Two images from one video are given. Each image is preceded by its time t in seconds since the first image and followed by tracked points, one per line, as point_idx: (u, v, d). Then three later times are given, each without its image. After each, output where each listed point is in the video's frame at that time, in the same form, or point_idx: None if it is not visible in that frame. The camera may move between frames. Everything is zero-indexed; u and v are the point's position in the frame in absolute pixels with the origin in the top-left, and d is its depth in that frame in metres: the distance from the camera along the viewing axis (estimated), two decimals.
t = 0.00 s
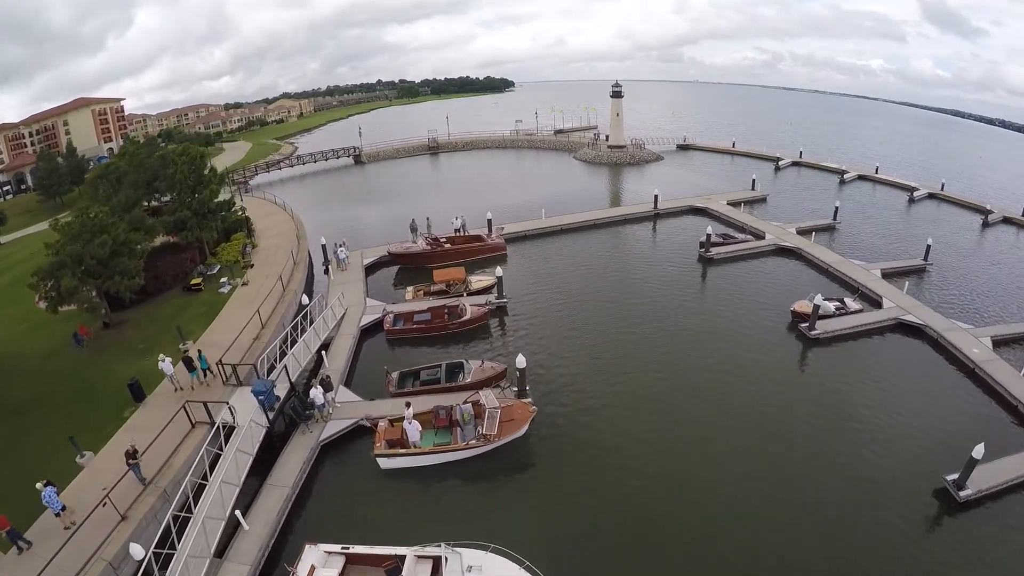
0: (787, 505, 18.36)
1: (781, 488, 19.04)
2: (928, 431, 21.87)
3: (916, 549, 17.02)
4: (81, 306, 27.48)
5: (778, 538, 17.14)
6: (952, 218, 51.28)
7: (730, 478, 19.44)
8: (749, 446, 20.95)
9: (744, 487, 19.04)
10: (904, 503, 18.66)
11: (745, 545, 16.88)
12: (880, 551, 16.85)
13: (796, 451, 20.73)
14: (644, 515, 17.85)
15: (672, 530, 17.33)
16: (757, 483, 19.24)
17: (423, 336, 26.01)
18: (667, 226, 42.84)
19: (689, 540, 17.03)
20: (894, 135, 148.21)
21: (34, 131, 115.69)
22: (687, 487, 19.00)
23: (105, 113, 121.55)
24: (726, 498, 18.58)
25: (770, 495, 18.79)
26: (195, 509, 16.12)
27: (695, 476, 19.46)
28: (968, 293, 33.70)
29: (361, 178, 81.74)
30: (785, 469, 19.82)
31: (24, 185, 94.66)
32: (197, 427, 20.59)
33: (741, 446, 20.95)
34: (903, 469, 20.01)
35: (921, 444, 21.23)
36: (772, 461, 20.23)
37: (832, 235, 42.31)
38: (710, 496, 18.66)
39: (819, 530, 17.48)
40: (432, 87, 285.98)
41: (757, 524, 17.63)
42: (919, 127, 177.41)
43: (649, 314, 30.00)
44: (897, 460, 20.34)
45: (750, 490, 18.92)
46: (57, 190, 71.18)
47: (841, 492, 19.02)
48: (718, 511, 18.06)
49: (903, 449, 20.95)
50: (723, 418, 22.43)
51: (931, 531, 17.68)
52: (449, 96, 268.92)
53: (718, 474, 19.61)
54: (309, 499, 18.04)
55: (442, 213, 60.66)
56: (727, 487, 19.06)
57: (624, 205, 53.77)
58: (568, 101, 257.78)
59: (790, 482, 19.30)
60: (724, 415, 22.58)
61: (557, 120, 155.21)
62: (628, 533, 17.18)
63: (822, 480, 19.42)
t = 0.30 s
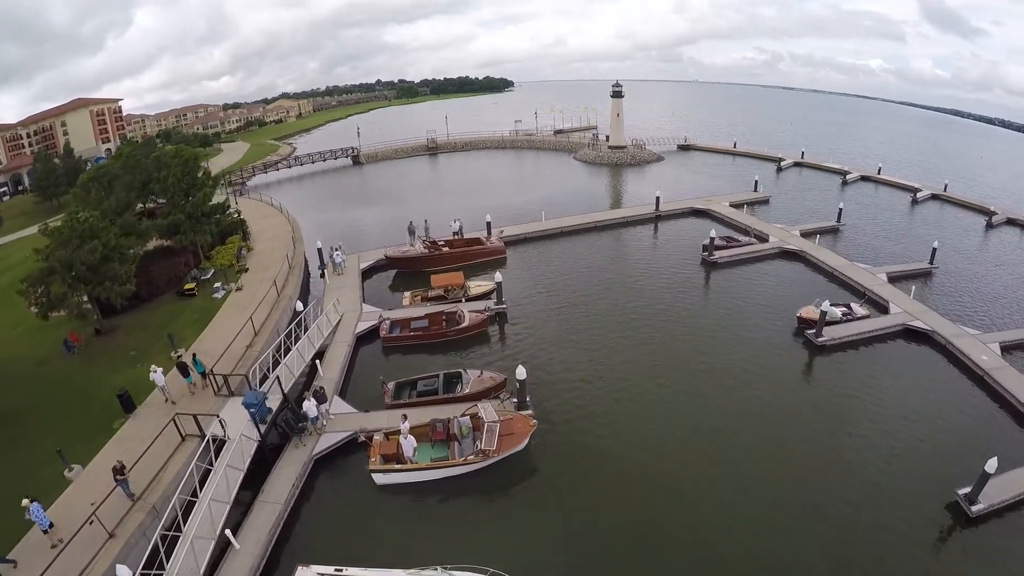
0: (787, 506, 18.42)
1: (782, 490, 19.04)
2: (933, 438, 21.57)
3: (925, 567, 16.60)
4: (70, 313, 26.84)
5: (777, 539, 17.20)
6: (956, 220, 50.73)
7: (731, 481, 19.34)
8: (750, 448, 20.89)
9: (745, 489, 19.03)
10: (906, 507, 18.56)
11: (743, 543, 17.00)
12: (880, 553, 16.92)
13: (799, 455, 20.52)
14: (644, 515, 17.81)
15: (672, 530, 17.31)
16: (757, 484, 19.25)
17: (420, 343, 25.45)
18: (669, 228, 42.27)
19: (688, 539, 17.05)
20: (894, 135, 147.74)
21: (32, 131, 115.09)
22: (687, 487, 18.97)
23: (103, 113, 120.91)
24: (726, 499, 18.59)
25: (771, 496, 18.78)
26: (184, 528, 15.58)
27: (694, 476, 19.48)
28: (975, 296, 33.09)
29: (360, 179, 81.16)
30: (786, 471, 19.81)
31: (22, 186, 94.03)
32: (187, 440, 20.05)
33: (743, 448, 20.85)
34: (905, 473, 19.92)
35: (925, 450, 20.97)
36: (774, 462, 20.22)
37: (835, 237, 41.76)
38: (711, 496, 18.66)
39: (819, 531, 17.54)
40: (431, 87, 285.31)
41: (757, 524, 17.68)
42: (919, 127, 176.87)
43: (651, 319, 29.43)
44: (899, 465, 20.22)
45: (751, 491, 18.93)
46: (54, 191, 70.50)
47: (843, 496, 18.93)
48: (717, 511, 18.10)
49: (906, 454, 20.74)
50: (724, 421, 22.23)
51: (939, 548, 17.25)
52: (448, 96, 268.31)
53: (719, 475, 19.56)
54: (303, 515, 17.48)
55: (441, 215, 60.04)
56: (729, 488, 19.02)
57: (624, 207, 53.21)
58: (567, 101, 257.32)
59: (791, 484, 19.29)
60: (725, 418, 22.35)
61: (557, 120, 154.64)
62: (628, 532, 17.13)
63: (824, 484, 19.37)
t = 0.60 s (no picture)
0: (786, 509, 18.29)
1: (781, 493, 18.91)
2: (940, 445, 21.11)
3: None
4: (58, 321, 26.11)
5: (775, 543, 17.10)
6: (958, 221, 50.23)
7: (730, 486, 19.14)
8: (751, 451, 20.68)
9: (743, 491, 18.92)
10: (910, 513, 18.24)
11: (738, 545, 16.99)
12: (880, 559, 16.74)
13: (801, 462, 20.18)
14: (642, 520, 17.66)
15: (669, 535, 17.18)
16: (756, 487, 19.14)
17: (415, 352, 24.82)
18: (669, 231, 41.72)
19: (685, 544, 16.95)
20: (893, 134, 147.38)
21: (28, 132, 114.33)
22: (685, 492, 18.79)
23: (100, 113, 120.30)
24: (726, 501, 18.54)
25: (770, 500, 18.64)
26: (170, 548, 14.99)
27: (692, 480, 19.33)
28: (981, 299, 32.47)
29: (356, 180, 80.51)
30: (786, 475, 19.62)
31: (17, 187, 93.31)
32: (175, 455, 19.45)
33: (744, 452, 20.60)
34: (907, 478, 19.66)
35: (931, 457, 20.56)
36: (774, 465, 20.04)
37: (837, 239, 41.25)
38: (708, 499, 18.58)
39: (818, 534, 17.44)
40: (429, 87, 284.59)
41: (754, 528, 17.59)
42: (917, 126, 176.65)
43: (652, 325, 28.86)
44: (902, 470, 19.93)
45: (749, 494, 18.84)
46: (48, 192, 69.68)
47: (845, 502, 18.68)
48: (715, 514, 18.00)
49: (910, 460, 20.37)
50: (725, 427, 21.89)
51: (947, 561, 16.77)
52: (446, 96, 267.70)
53: (718, 479, 19.41)
54: (293, 533, 16.86)
55: (438, 216, 59.42)
56: (727, 492, 18.88)
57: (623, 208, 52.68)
58: (565, 101, 256.89)
59: (790, 487, 19.15)
60: (727, 424, 22.00)
61: (555, 121, 154.15)
62: (625, 537, 17.02)
63: (826, 488, 19.17)
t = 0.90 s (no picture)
0: (787, 512, 17.93)
1: (783, 496, 18.56)
2: (946, 452, 20.62)
3: None
4: (43, 329, 25.33)
5: (776, 547, 16.74)
6: (958, 222, 49.88)
7: (730, 490, 18.76)
8: (752, 455, 20.27)
9: (743, 494, 18.58)
10: (916, 520, 17.82)
11: (738, 548, 16.68)
12: (885, 565, 16.34)
13: (805, 469, 19.68)
14: (640, 525, 17.30)
15: (667, 540, 16.83)
16: (757, 490, 18.79)
17: (408, 360, 24.19)
18: (667, 233, 41.24)
19: (684, 549, 16.60)
20: (890, 134, 147.28)
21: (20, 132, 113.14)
22: (685, 497, 18.42)
23: (94, 115, 119.44)
24: (728, 505, 18.17)
25: (772, 504, 18.25)
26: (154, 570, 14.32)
27: (692, 483, 18.96)
28: (984, 302, 32.01)
29: (351, 181, 79.81)
30: (790, 481, 19.18)
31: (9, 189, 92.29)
32: (162, 469, 18.77)
33: (746, 456, 20.17)
34: (911, 482, 19.26)
35: (937, 463, 20.07)
36: (776, 469, 19.64)
37: (837, 241, 40.82)
38: (708, 502, 18.25)
39: (821, 539, 17.08)
40: (425, 87, 283.60)
41: (756, 532, 17.22)
42: (914, 126, 176.59)
43: (651, 330, 28.30)
44: (907, 474, 19.53)
45: (749, 497, 18.50)
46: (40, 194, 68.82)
47: (851, 508, 18.24)
48: (714, 518, 17.65)
49: (916, 466, 19.89)
50: (726, 431, 21.42)
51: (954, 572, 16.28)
52: (442, 96, 266.87)
53: (718, 482, 19.06)
54: (282, 550, 16.21)
55: (434, 217, 58.79)
56: (727, 496, 18.52)
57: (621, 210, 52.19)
58: (562, 101, 256.35)
59: (792, 490, 18.78)
60: (730, 430, 21.51)
61: (552, 121, 153.68)
62: (623, 543, 16.67)
63: (830, 493, 18.75)
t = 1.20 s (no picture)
0: (789, 517, 17.68)
1: (786, 501, 18.28)
2: (952, 460, 20.26)
3: None
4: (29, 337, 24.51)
5: (779, 553, 16.48)
6: (959, 223, 49.48)
7: (733, 495, 18.46)
8: (754, 461, 19.96)
9: (746, 500, 18.28)
10: (922, 527, 17.55)
11: (741, 554, 16.40)
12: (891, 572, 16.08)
13: (808, 475, 19.38)
14: (640, 532, 16.98)
15: (668, 547, 16.53)
16: (760, 495, 18.50)
17: (403, 369, 23.60)
18: (667, 236, 40.71)
19: (685, 556, 16.30)
20: (888, 134, 147.14)
21: (15, 133, 112.24)
22: (686, 502, 18.10)
23: (90, 116, 118.79)
24: (731, 513, 17.78)
25: (775, 510, 17.95)
26: None
27: (693, 489, 18.64)
28: (989, 306, 31.52)
29: (347, 182, 79.13)
30: (793, 486, 18.90)
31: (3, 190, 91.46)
32: (149, 484, 18.13)
33: (748, 462, 19.83)
34: (917, 491, 18.91)
35: (942, 470, 19.75)
36: (778, 474, 19.36)
37: (839, 244, 40.34)
38: (710, 507, 17.95)
39: (826, 549, 16.70)
40: (423, 87, 282.90)
41: (758, 538, 16.94)
42: (912, 125, 176.52)
43: (652, 335, 27.76)
44: (912, 481, 19.23)
45: (752, 502, 18.20)
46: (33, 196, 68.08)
47: (857, 517, 17.81)
48: (716, 523, 17.37)
49: (920, 473, 19.63)
50: (728, 436, 21.07)
51: None
52: (439, 96, 266.22)
53: (720, 487, 18.76)
54: (271, 570, 15.56)
55: (431, 219, 58.19)
56: (729, 501, 18.22)
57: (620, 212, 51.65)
58: (560, 101, 255.92)
59: (795, 495, 18.51)
60: (733, 437, 21.04)
61: (550, 121, 153.19)
62: (623, 550, 16.35)
63: (834, 498, 18.47)
